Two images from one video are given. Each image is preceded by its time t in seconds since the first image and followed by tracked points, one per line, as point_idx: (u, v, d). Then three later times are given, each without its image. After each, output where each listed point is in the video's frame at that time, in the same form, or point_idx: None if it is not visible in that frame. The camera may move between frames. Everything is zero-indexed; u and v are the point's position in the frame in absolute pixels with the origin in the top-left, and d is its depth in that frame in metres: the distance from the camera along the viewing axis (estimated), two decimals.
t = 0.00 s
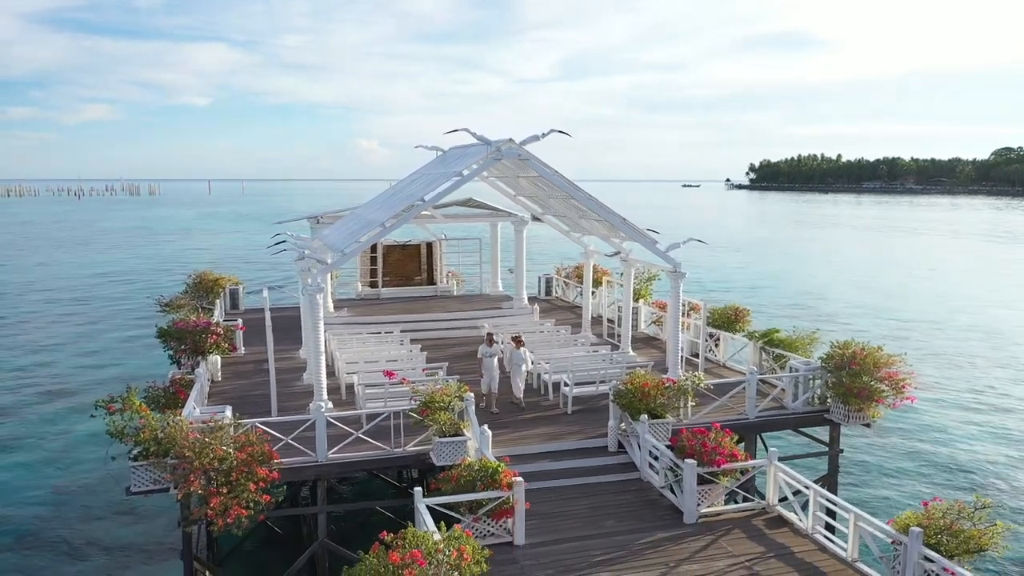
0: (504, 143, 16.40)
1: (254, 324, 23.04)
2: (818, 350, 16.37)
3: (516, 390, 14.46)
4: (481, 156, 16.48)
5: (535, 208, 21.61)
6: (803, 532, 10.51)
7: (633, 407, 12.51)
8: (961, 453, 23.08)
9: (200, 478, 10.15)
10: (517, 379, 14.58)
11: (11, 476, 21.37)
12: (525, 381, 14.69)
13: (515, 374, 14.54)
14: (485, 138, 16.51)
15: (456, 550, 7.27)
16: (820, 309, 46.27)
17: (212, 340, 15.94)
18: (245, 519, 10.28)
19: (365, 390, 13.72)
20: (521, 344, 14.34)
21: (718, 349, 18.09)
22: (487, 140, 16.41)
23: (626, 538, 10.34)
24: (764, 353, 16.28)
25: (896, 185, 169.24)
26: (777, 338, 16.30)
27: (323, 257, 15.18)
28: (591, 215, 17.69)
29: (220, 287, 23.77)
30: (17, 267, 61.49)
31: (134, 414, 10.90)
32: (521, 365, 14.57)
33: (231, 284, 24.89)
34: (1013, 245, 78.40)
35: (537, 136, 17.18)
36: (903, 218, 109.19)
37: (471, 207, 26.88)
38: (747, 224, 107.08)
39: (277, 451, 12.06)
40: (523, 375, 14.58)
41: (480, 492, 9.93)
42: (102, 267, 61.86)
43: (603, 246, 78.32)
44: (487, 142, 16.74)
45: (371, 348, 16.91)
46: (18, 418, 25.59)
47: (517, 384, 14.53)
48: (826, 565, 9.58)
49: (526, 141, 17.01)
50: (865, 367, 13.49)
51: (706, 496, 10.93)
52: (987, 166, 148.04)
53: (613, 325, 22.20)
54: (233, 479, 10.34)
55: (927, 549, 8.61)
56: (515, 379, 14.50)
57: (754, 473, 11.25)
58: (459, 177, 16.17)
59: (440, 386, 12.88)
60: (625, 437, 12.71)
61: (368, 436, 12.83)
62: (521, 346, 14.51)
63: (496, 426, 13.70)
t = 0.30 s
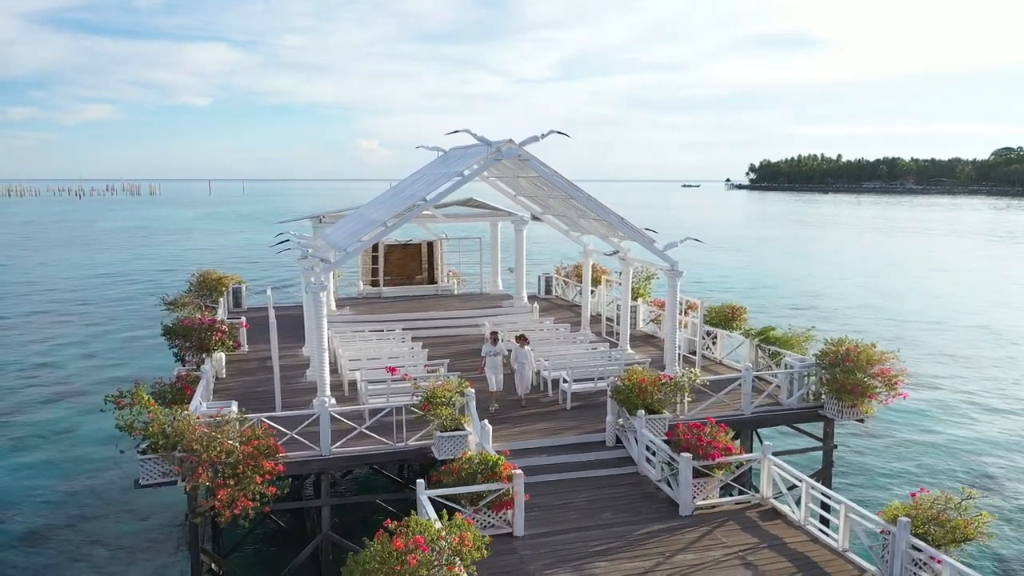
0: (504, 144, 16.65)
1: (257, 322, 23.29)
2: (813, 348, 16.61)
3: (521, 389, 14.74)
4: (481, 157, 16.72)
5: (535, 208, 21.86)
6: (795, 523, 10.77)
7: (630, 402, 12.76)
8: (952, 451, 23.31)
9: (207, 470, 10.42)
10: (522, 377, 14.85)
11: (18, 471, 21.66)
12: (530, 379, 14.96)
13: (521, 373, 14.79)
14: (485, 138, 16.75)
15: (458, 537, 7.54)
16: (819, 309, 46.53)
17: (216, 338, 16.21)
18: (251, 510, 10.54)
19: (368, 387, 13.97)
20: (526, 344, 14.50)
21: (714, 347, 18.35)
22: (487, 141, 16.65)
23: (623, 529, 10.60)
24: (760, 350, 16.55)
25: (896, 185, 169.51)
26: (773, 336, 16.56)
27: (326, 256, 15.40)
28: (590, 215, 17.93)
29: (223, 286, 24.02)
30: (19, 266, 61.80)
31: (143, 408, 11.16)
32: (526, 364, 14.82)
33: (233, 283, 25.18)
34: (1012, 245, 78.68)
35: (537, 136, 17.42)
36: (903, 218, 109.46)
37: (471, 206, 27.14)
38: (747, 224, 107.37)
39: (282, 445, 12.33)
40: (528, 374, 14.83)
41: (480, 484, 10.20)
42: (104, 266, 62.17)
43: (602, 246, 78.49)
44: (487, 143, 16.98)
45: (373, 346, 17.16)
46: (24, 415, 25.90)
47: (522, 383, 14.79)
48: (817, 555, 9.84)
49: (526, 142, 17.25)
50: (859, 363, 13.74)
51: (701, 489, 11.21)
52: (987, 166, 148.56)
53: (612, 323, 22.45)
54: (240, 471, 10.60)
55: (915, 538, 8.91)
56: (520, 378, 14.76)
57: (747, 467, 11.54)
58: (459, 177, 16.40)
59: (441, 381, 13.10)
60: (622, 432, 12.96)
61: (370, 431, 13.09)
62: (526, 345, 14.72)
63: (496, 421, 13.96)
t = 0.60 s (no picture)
0: (504, 144, 16.92)
1: (259, 321, 23.58)
2: (808, 346, 16.87)
3: (523, 389, 14.57)
4: (481, 157, 16.99)
5: (534, 207, 22.14)
6: (788, 515, 11.05)
7: (627, 398, 13.03)
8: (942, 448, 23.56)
9: (215, 463, 10.70)
10: (526, 377, 14.65)
11: (24, 468, 21.96)
12: (534, 380, 14.71)
13: (523, 373, 14.63)
14: (486, 139, 17.00)
15: (458, 524, 7.88)
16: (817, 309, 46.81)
17: (221, 335, 16.51)
18: (258, 502, 10.82)
19: (370, 383, 14.23)
20: (526, 343, 14.30)
21: (711, 344, 18.60)
22: (487, 141, 16.89)
23: (620, 520, 10.88)
24: (756, 348, 16.82)
25: (896, 185, 169.86)
26: (768, 333, 16.83)
27: (329, 255, 15.66)
28: (588, 214, 18.19)
29: (227, 284, 24.29)
30: (22, 266, 62.12)
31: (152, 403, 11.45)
32: (528, 364, 14.58)
33: (236, 282, 25.47)
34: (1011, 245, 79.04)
35: (536, 137, 17.68)
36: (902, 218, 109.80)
37: (472, 206, 27.41)
38: (747, 224, 107.68)
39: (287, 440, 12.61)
40: (531, 374, 14.61)
41: (481, 476, 10.48)
42: (106, 266, 62.48)
43: (602, 245, 78.66)
44: (487, 143, 17.25)
45: (375, 343, 17.44)
46: (29, 413, 26.18)
47: (524, 383, 14.60)
48: (809, 545, 10.13)
49: (526, 142, 17.51)
50: (852, 360, 14.00)
51: (697, 482, 11.49)
52: (987, 166, 149.13)
53: (611, 321, 22.71)
54: (247, 464, 10.88)
55: (902, 528, 9.23)
56: (522, 378, 14.60)
57: (741, 460, 11.83)
58: (460, 177, 16.67)
59: (442, 377, 13.38)
60: (620, 427, 13.24)
61: (373, 426, 13.37)
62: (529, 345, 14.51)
63: (496, 417, 14.25)
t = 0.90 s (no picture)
0: (504, 145, 17.18)
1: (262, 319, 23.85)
2: (804, 343, 17.14)
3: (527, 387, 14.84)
4: (482, 157, 17.26)
5: (534, 207, 22.40)
6: (781, 507, 11.32)
7: (625, 393, 13.31)
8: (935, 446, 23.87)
9: (222, 456, 10.99)
10: (530, 376, 14.94)
11: (29, 466, 22.24)
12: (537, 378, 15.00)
13: (528, 372, 14.90)
14: (486, 139, 17.25)
15: (459, 511, 8.24)
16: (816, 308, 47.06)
17: (226, 332, 16.80)
18: (264, 493, 11.11)
19: (373, 378, 14.51)
20: (531, 343, 14.55)
21: (709, 342, 18.89)
22: (488, 142, 17.16)
23: (617, 512, 11.15)
24: (752, 345, 17.10)
25: (896, 185, 170.21)
26: (764, 330, 17.10)
27: (332, 254, 15.91)
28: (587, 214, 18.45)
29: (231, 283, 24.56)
30: (25, 266, 62.40)
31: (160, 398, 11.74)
32: (533, 363, 14.88)
33: (239, 281, 25.73)
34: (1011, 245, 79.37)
35: (536, 138, 17.94)
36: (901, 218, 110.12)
37: (472, 205, 27.68)
38: (747, 224, 107.98)
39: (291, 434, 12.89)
40: (534, 371, 14.93)
41: (481, 469, 10.75)
42: (108, 266, 62.74)
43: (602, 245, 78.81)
44: (487, 143, 17.51)
45: (377, 340, 17.71)
46: (33, 412, 26.42)
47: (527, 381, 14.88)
48: (801, 536, 10.40)
49: (526, 143, 17.76)
50: (846, 357, 14.25)
51: (692, 475, 11.77)
52: (987, 166, 149.53)
53: (610, 319, 22.98)
54: (253, 457, 11.16)
55: (891, 518, 9.51)
56: (527, 377, 14.88)
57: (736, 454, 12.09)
58: (461, 177, 16.93)
59: (443, 373, 13.62)
60: (618, 422, 13.51)
61: (376, 421, 13.65)
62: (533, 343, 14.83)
63: (497, 412, 14.53)
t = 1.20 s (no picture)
0: (504, 145, 17.46)
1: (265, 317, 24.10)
2: (799, 340, 17.41)
3: (530, 385, 14.97)
4: (482, 157, 17.53)
5: (533, 207, 22.69)
6: (774, 499, 11.60)
7: (622, 388, 13.58)
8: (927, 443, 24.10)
9: (229, 449, 11.28)
10: (531, 374, 15.10)
11: (33, 462, 22.45)
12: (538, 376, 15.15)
13: (530, 370, 15.06)
14: (486, 140, 17.51)
15: (461, 500, 8.59)
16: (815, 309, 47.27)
17: (230, 330, 17.08)
18: (269, 486, 11.40)
19: (375, 374, 14.78)
20: (533, 341, 14.74)
21: (706, 340, 19.17)
22: (488, 142, 17.42)
23: (614, 503, 11.43)
24: (748, 342, 17.38)
25: (896, 185, 170.38)
26: (760, 328, 17.38)
27: (334, 252, 16.14)
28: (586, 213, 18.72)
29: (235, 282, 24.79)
30: (27, 265, 62.60)
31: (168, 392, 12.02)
32: (535, 361, 15.06)
33: (242, 279, 26.00)
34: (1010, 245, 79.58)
35: (535, 138, 18.21)
36: (901, 218, 110.31)
37: (473, 204, 27.94)
38: (747, 224, 108.20)
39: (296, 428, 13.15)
40: (536, 369, 15.10)
41: (482, 462, 11.02)
42: (110, 265, 62.92)
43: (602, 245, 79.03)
44: (488, 144, 17.78)
45: (379, 338, 17.97)
46: (36, 409, 26.64)
47: (529, 379, 15.01)
48: (793, 526, 10.69)
49: (525, 143, 18.03)
50: (840, 353, 14.51)
51: (688, 468, 12.03)
52: (987, 166, 149.72)
53: (609, 318, 23.23)
54: (259, 451, 11.42)
55: (880, 508, 9.78)
56: (529, 374, 15.03)
57: (730, 448, 12.38)
58: (462, 176, 17.21)
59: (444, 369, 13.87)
60: (615, 417, 13.75)
61: (378, 415, 13.90)
62: (534, 341, 15.05)
63: (497, 408, 14.80)
